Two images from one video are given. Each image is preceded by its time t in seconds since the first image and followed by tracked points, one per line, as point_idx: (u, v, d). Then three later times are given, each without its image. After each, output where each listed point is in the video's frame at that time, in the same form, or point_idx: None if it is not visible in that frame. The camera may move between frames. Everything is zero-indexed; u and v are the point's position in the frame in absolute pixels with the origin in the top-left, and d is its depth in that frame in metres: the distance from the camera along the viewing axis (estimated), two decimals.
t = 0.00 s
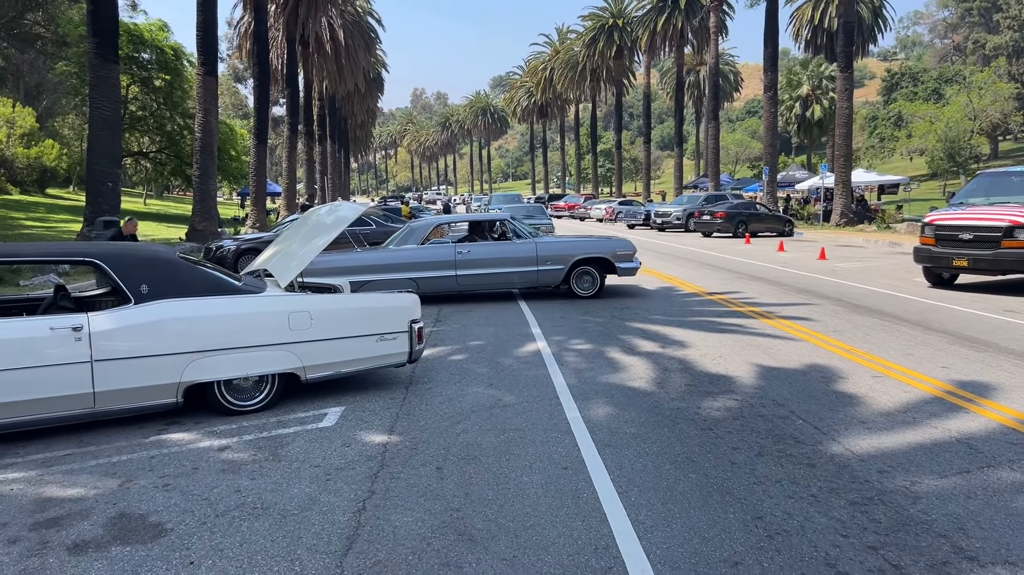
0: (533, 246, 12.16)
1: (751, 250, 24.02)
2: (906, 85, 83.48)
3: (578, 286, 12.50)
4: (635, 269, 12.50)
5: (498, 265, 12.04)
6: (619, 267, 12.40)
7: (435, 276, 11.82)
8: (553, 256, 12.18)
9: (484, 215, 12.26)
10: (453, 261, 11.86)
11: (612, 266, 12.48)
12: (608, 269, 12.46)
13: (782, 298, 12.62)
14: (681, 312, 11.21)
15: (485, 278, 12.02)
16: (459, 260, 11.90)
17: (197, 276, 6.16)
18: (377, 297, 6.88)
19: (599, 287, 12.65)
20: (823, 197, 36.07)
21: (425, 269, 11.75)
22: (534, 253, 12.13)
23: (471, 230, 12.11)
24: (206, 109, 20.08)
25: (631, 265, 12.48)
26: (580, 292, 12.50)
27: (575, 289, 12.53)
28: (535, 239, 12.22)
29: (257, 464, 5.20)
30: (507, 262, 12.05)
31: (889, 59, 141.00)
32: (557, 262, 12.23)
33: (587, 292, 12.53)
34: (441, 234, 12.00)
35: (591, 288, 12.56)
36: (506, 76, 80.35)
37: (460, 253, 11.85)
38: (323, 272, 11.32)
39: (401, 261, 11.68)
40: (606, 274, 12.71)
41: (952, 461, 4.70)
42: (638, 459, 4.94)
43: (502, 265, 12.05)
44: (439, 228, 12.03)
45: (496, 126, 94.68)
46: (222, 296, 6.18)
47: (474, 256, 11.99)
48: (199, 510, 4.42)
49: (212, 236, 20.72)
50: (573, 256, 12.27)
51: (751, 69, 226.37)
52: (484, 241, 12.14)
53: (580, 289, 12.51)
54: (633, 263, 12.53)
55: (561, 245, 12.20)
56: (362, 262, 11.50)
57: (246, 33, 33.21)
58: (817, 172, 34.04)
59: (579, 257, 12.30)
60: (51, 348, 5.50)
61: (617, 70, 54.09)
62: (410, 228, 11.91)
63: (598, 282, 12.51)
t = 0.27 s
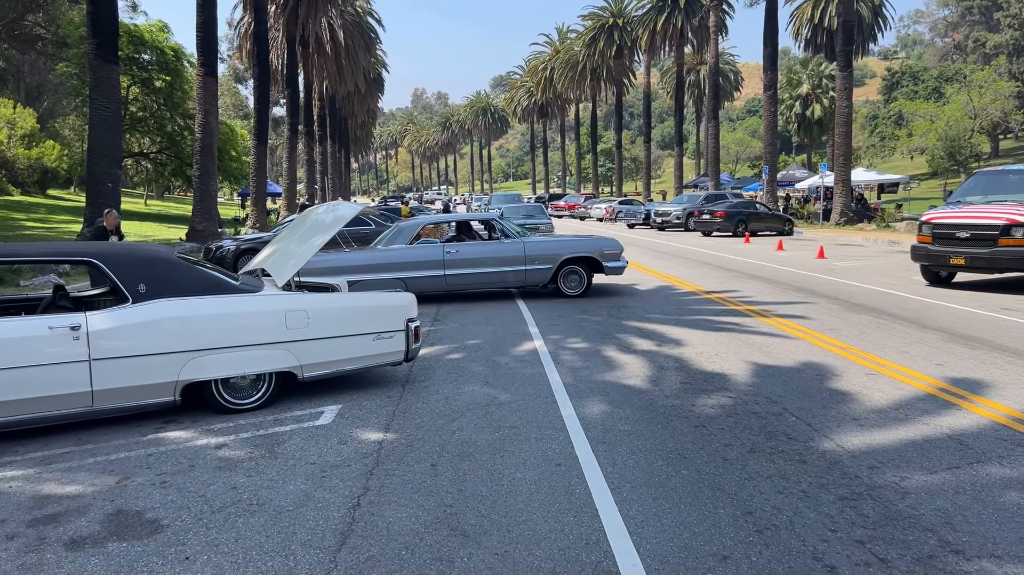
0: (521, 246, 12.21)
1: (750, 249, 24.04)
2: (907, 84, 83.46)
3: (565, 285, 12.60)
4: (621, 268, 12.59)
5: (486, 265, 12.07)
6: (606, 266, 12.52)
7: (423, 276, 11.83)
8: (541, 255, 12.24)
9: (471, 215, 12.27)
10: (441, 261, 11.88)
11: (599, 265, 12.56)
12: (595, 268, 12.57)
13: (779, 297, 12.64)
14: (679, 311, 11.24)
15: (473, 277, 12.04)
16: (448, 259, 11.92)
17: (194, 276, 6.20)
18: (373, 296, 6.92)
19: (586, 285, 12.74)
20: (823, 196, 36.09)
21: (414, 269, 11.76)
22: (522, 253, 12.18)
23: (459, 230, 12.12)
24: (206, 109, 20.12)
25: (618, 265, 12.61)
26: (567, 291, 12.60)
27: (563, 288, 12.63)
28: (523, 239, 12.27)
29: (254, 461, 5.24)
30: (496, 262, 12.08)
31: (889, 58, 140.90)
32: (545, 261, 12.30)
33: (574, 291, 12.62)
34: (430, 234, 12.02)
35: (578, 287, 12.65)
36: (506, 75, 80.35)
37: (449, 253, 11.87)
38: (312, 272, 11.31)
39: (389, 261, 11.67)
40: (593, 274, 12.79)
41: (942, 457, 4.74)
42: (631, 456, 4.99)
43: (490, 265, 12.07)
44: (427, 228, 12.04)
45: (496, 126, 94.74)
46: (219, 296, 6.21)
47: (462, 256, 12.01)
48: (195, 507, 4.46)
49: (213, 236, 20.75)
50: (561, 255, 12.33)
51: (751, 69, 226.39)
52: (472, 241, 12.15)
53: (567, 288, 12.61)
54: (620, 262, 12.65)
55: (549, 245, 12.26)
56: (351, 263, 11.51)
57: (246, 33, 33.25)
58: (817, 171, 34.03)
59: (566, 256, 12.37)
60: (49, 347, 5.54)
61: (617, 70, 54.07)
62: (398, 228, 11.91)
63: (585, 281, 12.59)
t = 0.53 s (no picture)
0: (508, 245, 12.27)
1: (750, 248, 24.05)
2: (908, 83, 83.42)
3: (552, 284, 12.67)
4: (607, 267, 12.68)
5: (474, 264, 12.10)
6: (592, 265, 12.63)
7: (411, 275, 11.84)
8: (528, 254, 12.31)
9: (457, 214, 12.23)
10: (429, 260, 11.90)
11: (585, 264, 12.63)
12: (581, 267, 12.66)
13: (777, 296, 12.66)
14: (677, 309, 11.27)
15: (461, 277, 12.09)
16: (436, 259, 11.94)
17: (192, 274, 6.24)
18: (371, 294, 6.97)
19: (572, 285, 12.81)
20: (823, 195, 36.06)
21: (401, 268, 11.76)
22: (509, 252, 12.25)
23: (445, 229, 12.11)
24: (206, 109, 20.17)
25: (603, 263, 12.74)
26: (554, 289, 12.61)
27: (549, 287, 12.64)
28: (510, 238, 12.32)
29: (251, 457, 5.29)
30: (484, 261, 12.13)
31: (891, 57, 140.81)
32: (532, 260, 12.37)
33: (560, 290, 12.69)
34: (416, 234, 12.02)
35: (564, 286, 12.72)
36: (507, 75, 80.32)
37: (436, 253, 11.88)
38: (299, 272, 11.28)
39: (377, 261, 11.66)
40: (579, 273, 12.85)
41: (933, 453, 4.80)
42: (624, 452, 5.03)
43: (478, 264, 12.12)
44: (413, 227, 12.01)
45: (497, 126, 94.78)
46: (216, 294, 6.25)
47: (450, 255, 12.03)
48: (192, 502, 4.49)
49: (214, 235, 20.79)
50: (548, 254, 12.41)
51: (752, 68, 226.31)
52: (458, 240, 12.16)
53: (554, 287, 12.65)
54: (606, 261, 12.79)
55: (536, 244, 12.33)
56: (339, 263, 11.50)
57: (247, 33, 33.29)
58: (817, 170, 34.03)
59: (553, 255, 12.44)
60: (49, 344, 5.59)
61: (618, 69, 54.06)
62: (384, 228, 11.89)
63: (572, 280, 12.65)
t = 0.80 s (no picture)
0: (496, 244, 12.34)
1: (750, 248, 24.05)
2: (909, 83, 83.42)
3: (539, 284, 12.75)
4: (594, 267, 12.78)
5: (462, 263, 12.15)
6: (580, 265, 12.73)
7: (400, 274, 11.84)
8: (517, 253, 12.39)
9: (444, 214, 12.24)
10: (418, 260, 11.92)
11: (573, 263, 12.73)
12: (568, 267, 12.76)
13: (777, 295, 12.68)
14: (676, 309, 11.30)
15: (449, 276, 12.14)
16: (424, 258, 11.96)
17: (193, 274, 6.27)
18: (372, 293, 7.00)
19: (560, 284, 12.91)
20: (824, 195, 36.04)
21: (390, 268, 11.76)
22: (497, 252, 12.32)
23: (433, 229, 12.13)
24: (209, 108, 20.22)
25: (591, 262, 12.84)
26: (541, 289, 12.70)
27: (537, 286, 12.73)
28: (498, 238, 12.39)
29: (251, 455, 5.31)
30: (472, 261, 12.18)
31: (893, 56, 140.68)
32: (520, 260, 12.45)
33: (548, 289, 12.76)
34: (403, 233, 12.02)
35: (552, 285, 12.80)
36: (508, 74, 80.29)
37: (425, 253, 11.91)
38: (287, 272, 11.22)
39: (366, 260, 11.66)
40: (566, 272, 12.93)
41: (928, 452, 4.86)
42: (621, 451, 5.06)
43: (466, 263, 12.18)
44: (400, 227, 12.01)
45: (499, 125, 94.83)
46: (216, 293, 6.27)
47: (438, 254, 12.05)
48: (191, 499, 4.52)
49: (215, 234, 20.83)
50: (536, 253, 12.49)
51: (755, 68, 226.42)
52: (446, 239, 12.18)
53: (542, 286, 12.73)
54: (593, 260, 12.89)
55: (525, 244, 12.41)
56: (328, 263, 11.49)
57: (249, 32, 33.30)
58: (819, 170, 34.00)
59: (542, 254, 12.53)
60: (49, 343, 5.62)
61: (619, 68, 54.01)
62: (372, 227, 11.90)
63: (559, 280, 12.73)
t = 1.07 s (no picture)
0: (485, 244, 12.39)
1: (751, 248, 24.07)
2: (911, 82, 83.34)
3: (528, 283, 12.80)
4: (583, 266, 12.85)
5: (451, 263, 12.20)
6: (568, 264, 12.80)
7: (389, 274, 11.86)
8: (506, 253, 12.46)
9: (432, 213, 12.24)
10: (407, 259, 11.93)
11: (561, 263, 12.81)
12: (557, 266, 12.84)
13: (777, 295, 12.71)
14: (675, 309, 11.31)
15: (438, 275, 12.18)
16: (414, 258, 11.99)
17: (195, 272, 6.30)
18: (372, 292, 7.03)
19: (549, 283, 12.97)
20: (825, 195, 36.04)
21: (380, 267, 11.76)
22: (487, 251, 12.37)
23: (421, 229, 12.13)
24: (211, 106, 20.26)
25: (579, 262, 12.91)
26: (530, 289, 12.80)
27: (526, 285, 12.82)
28: (487, 238, 12.44)
29: (252, 452, 5.35)
30: (461, 261, 12.23)
31: (894, 56, 140.46)
32: (510, 259, 12.52)
33: (537, 289, 12.82)
34: (392, 233, 12.00)
35: (541, 284, 12.86)
36: (510, 73, 80.28)
37: (414, 252, 11.92)
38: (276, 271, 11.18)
39: (356, 260, 11.65)
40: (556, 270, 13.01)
41: (923, 452, 4.89)
42: (619, 449, 5.09)
43: (455, 263, 12.22)
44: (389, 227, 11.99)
45: (500, 124, 94.86)
46: (217, 291, 6.31)
47: (428, 254, 12.08)
48: (191, 496, 4.55)
49: (216, 233, 20.87)
50: (525, 253, 12.55)
51: (756, 67, 226.21)
52: (435, 239, 12.20)
53: (531, 285, 12.81)
54: (581, 259, 12.97)
55: (514, 243, 12.48)
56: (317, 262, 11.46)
57: (250, 31, 33.35)
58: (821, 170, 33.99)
59: (530, 254, 12.59)
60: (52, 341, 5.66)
61: (621, 67, 54.00)
62: (361, 227, 11.86)
63: (548, 279, 12.80)
